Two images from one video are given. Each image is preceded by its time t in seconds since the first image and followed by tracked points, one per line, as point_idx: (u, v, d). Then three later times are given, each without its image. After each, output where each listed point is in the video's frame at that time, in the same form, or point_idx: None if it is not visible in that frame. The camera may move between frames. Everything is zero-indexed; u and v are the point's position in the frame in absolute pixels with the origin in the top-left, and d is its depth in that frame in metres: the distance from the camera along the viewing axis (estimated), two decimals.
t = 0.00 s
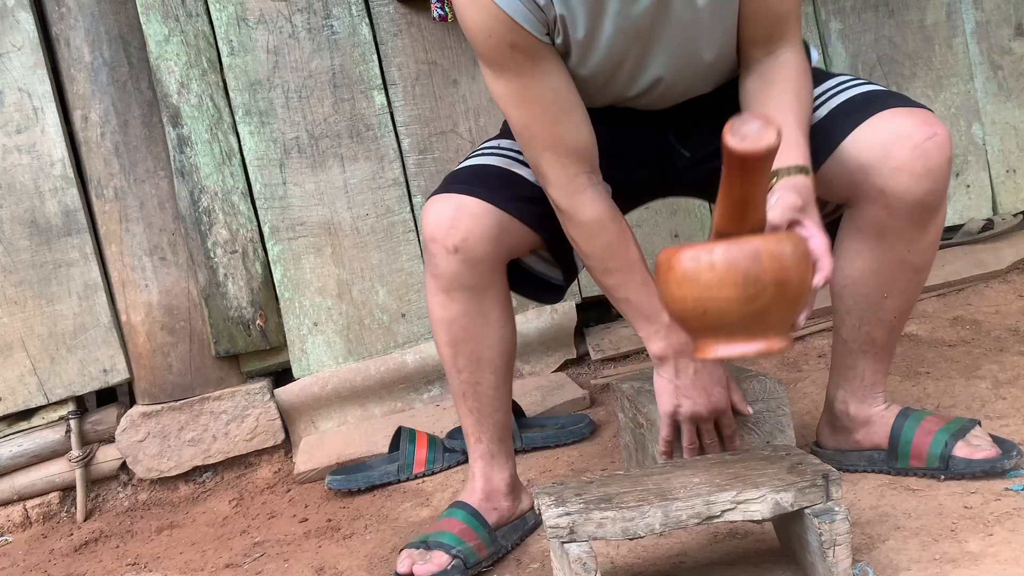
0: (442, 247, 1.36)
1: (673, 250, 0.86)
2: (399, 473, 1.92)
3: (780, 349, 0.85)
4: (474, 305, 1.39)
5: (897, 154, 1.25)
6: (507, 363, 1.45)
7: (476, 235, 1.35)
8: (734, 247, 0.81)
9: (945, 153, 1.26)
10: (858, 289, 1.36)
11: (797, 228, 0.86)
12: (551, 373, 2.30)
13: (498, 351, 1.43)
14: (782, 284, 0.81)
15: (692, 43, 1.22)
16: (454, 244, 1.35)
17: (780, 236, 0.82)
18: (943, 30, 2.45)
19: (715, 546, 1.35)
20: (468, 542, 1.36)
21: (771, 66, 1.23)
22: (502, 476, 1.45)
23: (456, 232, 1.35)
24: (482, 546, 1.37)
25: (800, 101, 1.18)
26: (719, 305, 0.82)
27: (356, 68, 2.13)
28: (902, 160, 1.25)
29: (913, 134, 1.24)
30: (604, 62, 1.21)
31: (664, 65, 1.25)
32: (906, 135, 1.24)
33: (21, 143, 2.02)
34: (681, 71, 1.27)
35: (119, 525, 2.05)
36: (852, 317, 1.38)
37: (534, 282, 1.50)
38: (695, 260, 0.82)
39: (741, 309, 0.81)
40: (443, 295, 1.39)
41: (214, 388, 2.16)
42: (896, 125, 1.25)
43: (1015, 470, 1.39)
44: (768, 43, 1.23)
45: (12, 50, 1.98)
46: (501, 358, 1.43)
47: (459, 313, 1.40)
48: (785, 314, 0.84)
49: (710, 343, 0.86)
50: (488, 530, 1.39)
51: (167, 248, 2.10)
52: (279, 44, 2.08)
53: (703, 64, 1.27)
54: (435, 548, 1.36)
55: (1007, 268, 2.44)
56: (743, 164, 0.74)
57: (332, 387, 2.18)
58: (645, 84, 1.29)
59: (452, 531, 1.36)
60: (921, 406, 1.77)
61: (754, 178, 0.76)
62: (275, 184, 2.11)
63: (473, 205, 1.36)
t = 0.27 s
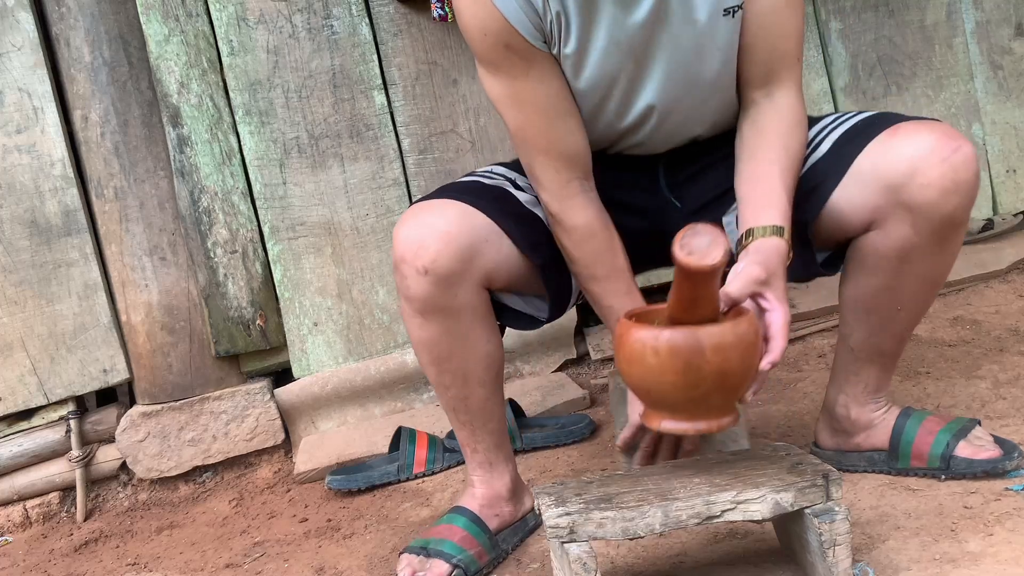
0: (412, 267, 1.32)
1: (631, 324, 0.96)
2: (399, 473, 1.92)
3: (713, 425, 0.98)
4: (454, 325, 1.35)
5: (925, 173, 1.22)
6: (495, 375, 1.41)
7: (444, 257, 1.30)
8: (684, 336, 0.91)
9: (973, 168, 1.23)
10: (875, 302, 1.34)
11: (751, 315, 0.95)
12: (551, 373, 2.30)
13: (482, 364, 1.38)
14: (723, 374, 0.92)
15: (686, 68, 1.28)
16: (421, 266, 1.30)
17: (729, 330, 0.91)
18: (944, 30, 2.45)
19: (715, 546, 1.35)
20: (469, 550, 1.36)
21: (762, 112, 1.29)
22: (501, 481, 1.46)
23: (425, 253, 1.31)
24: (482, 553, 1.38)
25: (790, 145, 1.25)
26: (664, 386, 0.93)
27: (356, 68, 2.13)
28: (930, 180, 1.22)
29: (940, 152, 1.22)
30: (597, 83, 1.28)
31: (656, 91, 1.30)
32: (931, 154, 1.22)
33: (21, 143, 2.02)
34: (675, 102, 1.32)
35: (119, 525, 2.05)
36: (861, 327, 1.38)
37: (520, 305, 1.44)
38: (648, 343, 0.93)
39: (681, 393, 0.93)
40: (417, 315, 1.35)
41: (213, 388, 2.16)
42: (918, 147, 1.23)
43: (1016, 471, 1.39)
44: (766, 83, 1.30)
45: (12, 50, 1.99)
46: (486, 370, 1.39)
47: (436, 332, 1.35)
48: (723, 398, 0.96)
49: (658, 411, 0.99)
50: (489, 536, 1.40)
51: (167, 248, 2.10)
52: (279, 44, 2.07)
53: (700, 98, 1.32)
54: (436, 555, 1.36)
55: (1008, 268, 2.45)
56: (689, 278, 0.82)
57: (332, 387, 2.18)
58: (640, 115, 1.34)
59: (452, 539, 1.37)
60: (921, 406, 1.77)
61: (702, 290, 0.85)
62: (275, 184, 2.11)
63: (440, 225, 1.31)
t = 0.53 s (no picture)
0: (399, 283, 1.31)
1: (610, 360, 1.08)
2: (399, 473, 1.92)
3: (695, 457, 1.07)
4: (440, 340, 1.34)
5: (933, 192, 1.22)
6: (488, 384, 1.41)
7: (431, 273, 1.28)
8: (656, 368, 1.01)
9: (980, 180, 1.24)
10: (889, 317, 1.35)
11: (726, 348, 1.03)
12: (551, 373, 2.30)
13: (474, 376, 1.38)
14: (695, 403, 1.01)
15: (694, 97, 1.34)
16: (409, 283, 1.29)
17: (699, 361, 1.00)
18: (944, 29, 2.45)
19: (714, 546, 1.35)
20: (468, 550, 1.36)
21: (752, 155, 1.38)
22: (500, 483, 1.46)
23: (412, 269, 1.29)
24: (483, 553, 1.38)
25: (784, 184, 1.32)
26: (642, 417, 1.04)
27: (356, 68, 2.13)
28: (938, 199, 1.22)
29: (945, 169, 1.22)
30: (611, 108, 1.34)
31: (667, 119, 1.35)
32: (936, 173, 1.22)
33: (21, 143, 2.02)
34: (686, 132, 1.37)
35: (119, 525, 2.05)
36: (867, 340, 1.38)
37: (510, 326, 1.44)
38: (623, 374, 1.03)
39: (657, 423, 1.03)
40: (406, 330, 1.34)
41: (213, 388, 2.16)
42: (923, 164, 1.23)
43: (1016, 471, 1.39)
44: (763, 123, 1.38)
45: (12, 50, 1.99)
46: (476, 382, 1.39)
47: (425, 346, 1.35)
48: (701, 428, 1.04)
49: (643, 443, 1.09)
50: (489, 537, 1.40)
51: (167, 248, 2.10)
52: (279, 44, 2.07)
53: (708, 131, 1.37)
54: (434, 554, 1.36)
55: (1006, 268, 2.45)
56: (650, 305, 0.94)
57: (332, 387, 2.18)
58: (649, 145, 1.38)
59: (452, 540, 1.37)
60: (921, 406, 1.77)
61: (666, 317, 0.96)
62: (275, 184, 2.10)
63: (428, 241, 1.29)
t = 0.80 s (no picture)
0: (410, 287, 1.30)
1: (599, 388, 1.11)
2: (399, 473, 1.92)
3: (683, 485, 1.10)
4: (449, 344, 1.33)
5: (913, 191, 1.24)
6: (497, 390, 1.40)
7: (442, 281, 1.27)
8: (639, 401, 1.04)
9: (955, 174, 1.26)
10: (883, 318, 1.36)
11: (709, 377, 1.05)
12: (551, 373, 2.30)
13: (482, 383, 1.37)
14: (679, 435, 1.04)
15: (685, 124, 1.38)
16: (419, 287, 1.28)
17: (681, 393, 1.03)
18: (944, 29, 2.45)
19: (715, 546, 1.35)
20: (467, 550, 1.36)
21: (735, 189, 1.40)
22: (501, 485, 1.45)
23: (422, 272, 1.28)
24: (481, 554, 1.38)
25: (771, 213, 1.34)
26: (628, 447, 1.07)
27: (356, 68, 2.13)
28: (918, 197, 1.24)
29: (921, 166, 1.24)
30: (607, 132, 1.37)
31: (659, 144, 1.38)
32: (912, 172, 1.24)
33: (21, 143, 2.02)
34: (677, 158, 1.40)
35: (119, 525, 2.05)
36: (863, 342, 1.39)
37: (518, 341, 1.42)
38: (608, 407, 1.07)
39: (644, 454, 1.06)
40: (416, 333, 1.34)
41: (213, 388, 2.16)
42: (899, 164, 1.25)
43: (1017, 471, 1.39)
44: (748, 155, 1.41)
45: (12, 50, 1.99)
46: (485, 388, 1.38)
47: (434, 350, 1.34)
48: (686, 458, 1.07)
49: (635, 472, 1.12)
50: (489, 538, 1.40)
51: (167, 248, 2.10)
52: (279, 44, 2.07)
53: (697, 157, 1.41)
54: (434, 553, 1.36)
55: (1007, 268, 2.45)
56: (626, 345, 0.98)
57: (332, 387, 2.17)
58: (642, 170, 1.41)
59: (453, 540, 1.36)
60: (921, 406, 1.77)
61: (644, 355, 1.00)
62: (275, 184, 2.10)
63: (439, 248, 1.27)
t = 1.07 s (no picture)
0: (399, 295, 1.28)
1: (595, 387, 1.11)
2: (399, 473, 1.92)
3: (676, 486, 1.10)
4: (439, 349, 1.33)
5: (885, 172, 1.25)
6: (489, 390, 1.41)
7: (428, 285, 1.27)
8: (630, 401, 1.04)
9: (926, 153, 1.27)
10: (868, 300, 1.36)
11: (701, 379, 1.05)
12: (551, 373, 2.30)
13: (474, 386, 1.38)
14: (669, 435, 1.04)
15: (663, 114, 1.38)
16: (409, 292, 1.27)
17: (672, 393, 1.03)
18: (944, 30, 2.45)
19: (715, 546, 1.35)
20: (467, 550, 1.36)
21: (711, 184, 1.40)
22: (501, 485, 1.46)
23: (413, 275, 1.27)
24: (482, 555, 1.38)
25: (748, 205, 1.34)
26: (620, 446, 1.07)
27: (356, 68, 2.13)
28: (891, 178, 1.25)
29: (891, 147, 1.25)
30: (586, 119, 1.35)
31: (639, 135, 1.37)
32: (883, 155, 1.25)
33: (20, 143, 2.01)
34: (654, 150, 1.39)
35: (119, 525, 2.05)
36: (852, 328, 1.39)
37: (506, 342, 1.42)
38: (600, 405, 1.07)
39: (634, 453, 1.07)
40: (406, 339, 1.33)
41: (213, 388, 2.16)
42: (866, 148, 1.26)
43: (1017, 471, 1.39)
44: (723, 151, 1.40)
45: (12, 50, 1.99)
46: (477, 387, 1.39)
47: (424, 358, 1.34)
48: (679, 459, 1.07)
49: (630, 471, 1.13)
50: (489, 539, 1.40)
51: (167, 248, 2.10)
52: (279, 44, 2.07)
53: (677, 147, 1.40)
54: (435, 554, 1.35)
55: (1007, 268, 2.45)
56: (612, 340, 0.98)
57: (332, 387, 2.17)
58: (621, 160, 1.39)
59: (453, 541, 1.36)
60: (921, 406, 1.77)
61: (631, 351, 1.00)
62: (275, 184, 2.10)
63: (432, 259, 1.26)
